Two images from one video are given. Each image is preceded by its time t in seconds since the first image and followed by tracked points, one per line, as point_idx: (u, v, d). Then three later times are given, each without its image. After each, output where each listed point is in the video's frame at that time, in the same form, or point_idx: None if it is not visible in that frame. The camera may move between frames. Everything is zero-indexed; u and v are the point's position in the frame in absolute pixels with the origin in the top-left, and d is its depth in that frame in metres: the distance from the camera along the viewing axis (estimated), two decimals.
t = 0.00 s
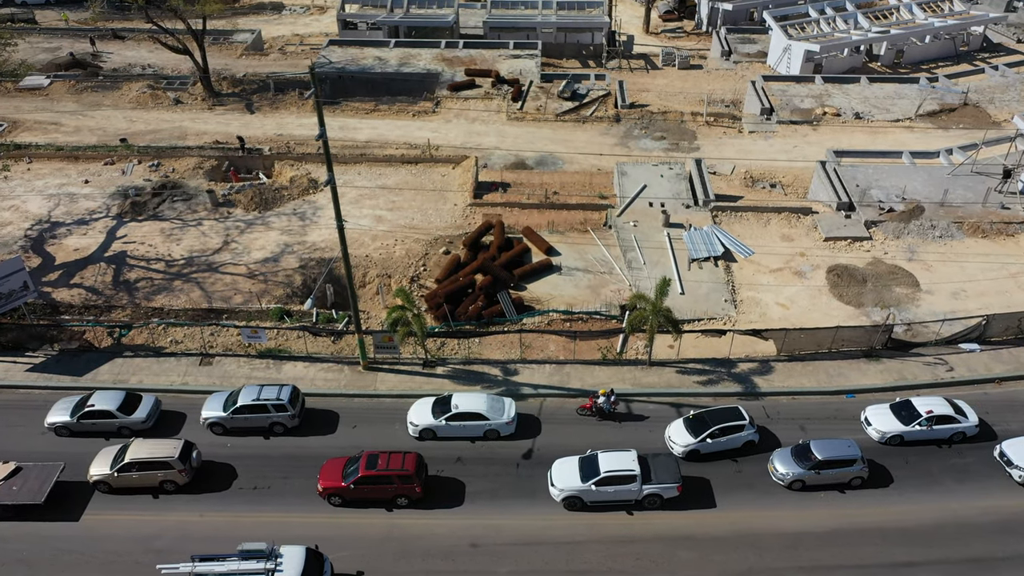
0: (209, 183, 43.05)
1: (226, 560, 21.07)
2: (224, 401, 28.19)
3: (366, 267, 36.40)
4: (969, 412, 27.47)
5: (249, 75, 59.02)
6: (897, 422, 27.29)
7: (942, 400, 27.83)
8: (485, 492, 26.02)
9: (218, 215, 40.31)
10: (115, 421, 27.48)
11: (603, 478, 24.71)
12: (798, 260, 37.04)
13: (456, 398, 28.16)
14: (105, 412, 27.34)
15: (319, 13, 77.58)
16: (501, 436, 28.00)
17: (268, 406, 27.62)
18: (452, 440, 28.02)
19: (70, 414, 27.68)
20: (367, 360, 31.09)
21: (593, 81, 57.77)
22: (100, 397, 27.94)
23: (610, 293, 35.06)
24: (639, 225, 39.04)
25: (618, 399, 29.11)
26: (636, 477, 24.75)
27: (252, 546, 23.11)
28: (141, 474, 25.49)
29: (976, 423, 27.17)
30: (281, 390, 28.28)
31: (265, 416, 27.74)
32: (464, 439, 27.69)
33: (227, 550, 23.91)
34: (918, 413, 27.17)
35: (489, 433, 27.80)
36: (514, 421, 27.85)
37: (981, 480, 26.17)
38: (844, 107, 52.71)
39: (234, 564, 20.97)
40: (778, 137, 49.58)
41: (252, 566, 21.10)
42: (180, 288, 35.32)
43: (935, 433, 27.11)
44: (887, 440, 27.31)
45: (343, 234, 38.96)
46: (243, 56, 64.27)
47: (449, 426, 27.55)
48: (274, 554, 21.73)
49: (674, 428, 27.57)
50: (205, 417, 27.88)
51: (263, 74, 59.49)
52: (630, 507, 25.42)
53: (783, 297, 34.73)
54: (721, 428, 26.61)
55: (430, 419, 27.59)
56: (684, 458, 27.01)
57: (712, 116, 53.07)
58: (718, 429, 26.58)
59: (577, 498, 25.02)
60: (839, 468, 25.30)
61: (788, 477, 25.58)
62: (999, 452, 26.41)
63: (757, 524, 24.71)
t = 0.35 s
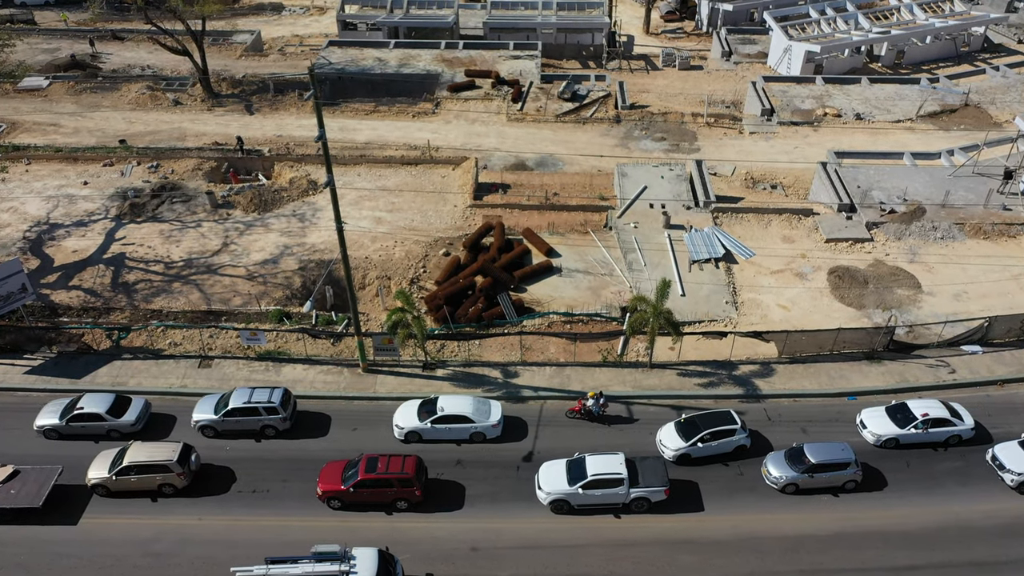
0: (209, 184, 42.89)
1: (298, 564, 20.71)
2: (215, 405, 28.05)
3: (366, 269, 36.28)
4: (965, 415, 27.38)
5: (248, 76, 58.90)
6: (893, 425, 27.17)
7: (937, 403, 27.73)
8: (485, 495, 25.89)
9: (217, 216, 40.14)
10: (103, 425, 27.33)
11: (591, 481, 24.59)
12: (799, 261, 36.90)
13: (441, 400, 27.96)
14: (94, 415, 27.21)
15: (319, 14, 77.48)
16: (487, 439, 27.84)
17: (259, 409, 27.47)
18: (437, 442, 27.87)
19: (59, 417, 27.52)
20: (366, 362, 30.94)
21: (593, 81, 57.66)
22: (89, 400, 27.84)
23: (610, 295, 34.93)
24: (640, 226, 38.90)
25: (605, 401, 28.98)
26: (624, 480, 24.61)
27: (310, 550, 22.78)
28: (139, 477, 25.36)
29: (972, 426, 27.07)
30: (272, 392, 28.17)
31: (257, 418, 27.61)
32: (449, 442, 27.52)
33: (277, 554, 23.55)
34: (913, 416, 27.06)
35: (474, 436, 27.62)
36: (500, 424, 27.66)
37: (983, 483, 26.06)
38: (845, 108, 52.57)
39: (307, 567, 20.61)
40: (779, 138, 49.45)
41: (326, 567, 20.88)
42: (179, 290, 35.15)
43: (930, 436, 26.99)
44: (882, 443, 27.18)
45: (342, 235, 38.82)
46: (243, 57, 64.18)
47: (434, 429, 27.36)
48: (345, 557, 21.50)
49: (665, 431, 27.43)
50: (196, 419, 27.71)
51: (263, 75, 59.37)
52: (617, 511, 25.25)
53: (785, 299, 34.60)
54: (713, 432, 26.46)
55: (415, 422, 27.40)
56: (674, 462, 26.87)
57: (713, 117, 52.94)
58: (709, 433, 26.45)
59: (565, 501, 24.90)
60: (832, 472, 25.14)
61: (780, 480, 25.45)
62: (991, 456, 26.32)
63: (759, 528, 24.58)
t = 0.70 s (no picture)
0: (209, 184, 42.88)
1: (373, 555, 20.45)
2: (209, 404, 28.08)
3: (366, 269, 36.30)
4: (958, 414, 27.35)
5: (248, 77, 58.95)
6: (885, 423, 27.20)
7: (930, 401, 27.73)
8: (485, 493, 25.92)
9: (217, 216, 40.13)
10: (94, 423, 27.34)
11: (578, 479, 24.62)
12: (798, 261, 36.91)
13: (428, 398, 28.01)
14: (85, 413, 27.23)
15: (319, 15, 77.57)
16: (474, 437, 27.86)
17: (253, 408, 27.48)
18: (424, 440, 27.91)
19: (50, 415, 27.52)
20: (366, 361, 30.94)
21: (593, 82, 57.73)
22: (81, 398, 27.86)
23: (610, 295, 34.96)
24: (639, 226, 38.92)
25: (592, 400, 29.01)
26: (611, 478, 24.65)
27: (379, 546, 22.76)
28: (139, 476, 25.42)
29: (964, 425, 27.04)
30: (266, 391, 28.17)
31: (250, 417, 27.63)
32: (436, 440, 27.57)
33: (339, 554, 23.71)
34: (906, 415, 27.07)
35: (461, 434, 27.67)
36: (487, 423, 27.66)
37: (983, 481, 26.09)
38: (844, 108, 52.62)
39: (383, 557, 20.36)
40: (778, 138, 49.51)
41: (397, 562, 20.13)
42: (179, 290, 35.14)
43: (923, 435, 27.02)
44: (875, 442, 27.21)
45: (342, 235, 38.84)
46: (243, 58, 64.27)
47: (421, 427, 27.39)
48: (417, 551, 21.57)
49: (655, 430, 27.45)
50: (190, 418, 27.76)
51: (263, 76, 59.43)
52: (605, 509, 25.29)
53: (784, 298, 34.62)
54: (703, 432, 26.44)
55: (402, 420, 27.43)
56: (665, 460, 26.87)
57: (712, 117, 52.99)
58: (699, 432, 26.45)
59: (552, 499, 24.93)
60: (823, 470, 25.15)
61: (772, 479, 25.46)
62: (981, 454, 26.34)
63: (758, 525, 24.63)
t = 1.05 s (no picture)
0: (211, 179, 43.14)
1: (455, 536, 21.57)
2: (205, 393, 28.39)
3: (366, 262, 36.59)
4: (946, 403, 27.70)
5: (249, 74, 59.28)
6: (874, 412, 27.56)
7: (919, 391, 28.10)
8: (484, 480, 26.27)
9: (219, 210, 40.41)
10: (90, 412, 27.69)
11: (565, 465, 24.96)
12: (795, 254, 37.19)
13: (416, 387, 28.35)
14: (80, 402, 27.57)
15: (319, 14, 77.96)
16: (461, 426, 28.19)
17: (248, 397, 27.81)
18: (412, 429, 28.22)
19: (46, 404, 27.86)
20: (367, 352, 31.22)
21: (592, 79, 58.07)
22: (76, 387, 28.20)
23: (609, 287, 35.25)
24: (638, 220, 39.22)
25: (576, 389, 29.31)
26: (597, 465, 25.00)
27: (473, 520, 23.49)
28: (142, 463, 25.76)
29: (952, 414, 27.38)
30: (261, 380, 28.51)
31: (246, 406, 27.95)
32: (424, 429, 27.87)
33: (426, 530, 24.00)
34: (895, 404, 27.42)
35: (448, 423, 27.99)
36: (474, 411, 28.02)
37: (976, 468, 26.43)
38: (842, 105, 52.93)
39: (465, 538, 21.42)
40: (776, 134, 49.86)
41: (478, 543, 21.22)
42: (182, 282, 35.42)
43: (911, 424, 27.36)
44: (864, 430, 27.54)
45: (343, 229, 39.13)
46: (244, 56, 64.64)
47: (408, 416, 27.68)
48: (497, 532, 21.97)
49: (644, 419, 27.76)
50: (186, 406, 28.07)
51: (264, 74, 59.76)
52: (591, 495, 25.65)
53: (781, 291, 34.89)
54: (690, 420, 26.79)
55: (389, 409, 27.70)
56: (652, 448, 27.20)
57: (710, 114, 53.32)
58: (687, 421, 26.77)
59: (539, 486, 25.26)
60: (811, 457, 25.49)
61: (760, 466, 25.79)
62: (966, 443, 26.70)
63: (754, 511, 24.96)
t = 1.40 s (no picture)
0: (215, 171, 43.66)
1: (531, 510, 22.94)
2: (205, 377, 29.02)
3: (368, 252, 37.10)
4: (931, 388, 28.25)
5: (251, 70, 59.85)
6: (860, 396, 28.16)
7: (905, 375, 28.68)
8: (485, 461, 26.89)
9: (223, 202, 40.96)
10: (89, 395, 28.29)
11: (554, 446, 25.58)
12: (791, 244, 37.73)
13: (407, 371, 28.96)
14: (80, 386, 28.16)
15: (321, 12, 78.57)
16: (451, 409, 28.82)
17: (247, 380, 28.44)
18: (403, 412, 28.80)
19: (46, 388, 28.47)
20: (369, 338, 31.76)
21: (591, 75, 58.66)
22: (75, 371, 28.82)
23: (607, 276, 35.81)
24: (636, 211, 39.82)
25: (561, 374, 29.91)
26: (586, 446, 25.62)
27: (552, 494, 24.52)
28: (150, 444, 26.39)
29: (936, 398, 27.95)
30: (260, 364, 29.12)
31: (244, 389, 28.57)
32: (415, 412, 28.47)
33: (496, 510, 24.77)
34: (880, 388, 27.99)
35: (439, 406, 28.62)
36: (464, 395, 28.64)
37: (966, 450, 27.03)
38: (838, 100, 53.49)
39: (541, 513, 22.72)
40: (773, 128, 50.43)
41: (552, 517, 22.50)
42: (186, 272, 35.97)
43: (896, 407, 27.96)
44: (849, 414, 28.17)
45: (346, 220, 39.68)
46: (246, 53, 65.20)
47: (399, 399, 28.29)
48: (570, 506, 22.89)
49: (632, 403, 28.37)
50: (186, 390, 28.68)
51: (266, 70, 60.32)
52: (581, 476, 26.27)
53: (776, 280, 35.43)
54: (677, 404, 27.35)
55: (381, 393, 28.26)
56: (639, 431, 27.85)
57: (708, 109, 53.90)
58: (673, 404, 27.34)
59: (529, 466, 25.94)
60: (796, 439, 26.08)
61: (746, 448, 26.42)
62: (948, 425, 27.34)
63: (748, 491, 25.58)
